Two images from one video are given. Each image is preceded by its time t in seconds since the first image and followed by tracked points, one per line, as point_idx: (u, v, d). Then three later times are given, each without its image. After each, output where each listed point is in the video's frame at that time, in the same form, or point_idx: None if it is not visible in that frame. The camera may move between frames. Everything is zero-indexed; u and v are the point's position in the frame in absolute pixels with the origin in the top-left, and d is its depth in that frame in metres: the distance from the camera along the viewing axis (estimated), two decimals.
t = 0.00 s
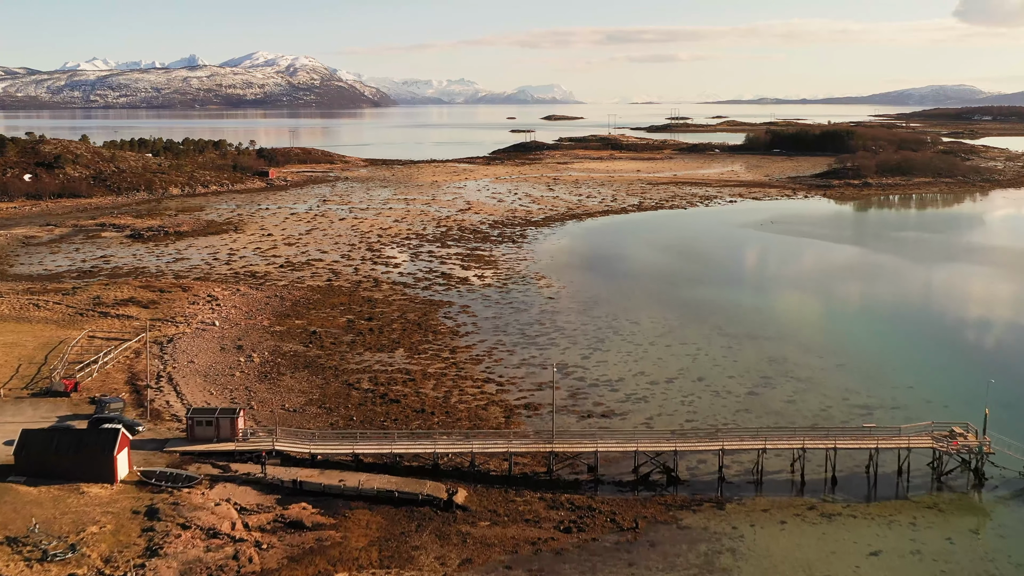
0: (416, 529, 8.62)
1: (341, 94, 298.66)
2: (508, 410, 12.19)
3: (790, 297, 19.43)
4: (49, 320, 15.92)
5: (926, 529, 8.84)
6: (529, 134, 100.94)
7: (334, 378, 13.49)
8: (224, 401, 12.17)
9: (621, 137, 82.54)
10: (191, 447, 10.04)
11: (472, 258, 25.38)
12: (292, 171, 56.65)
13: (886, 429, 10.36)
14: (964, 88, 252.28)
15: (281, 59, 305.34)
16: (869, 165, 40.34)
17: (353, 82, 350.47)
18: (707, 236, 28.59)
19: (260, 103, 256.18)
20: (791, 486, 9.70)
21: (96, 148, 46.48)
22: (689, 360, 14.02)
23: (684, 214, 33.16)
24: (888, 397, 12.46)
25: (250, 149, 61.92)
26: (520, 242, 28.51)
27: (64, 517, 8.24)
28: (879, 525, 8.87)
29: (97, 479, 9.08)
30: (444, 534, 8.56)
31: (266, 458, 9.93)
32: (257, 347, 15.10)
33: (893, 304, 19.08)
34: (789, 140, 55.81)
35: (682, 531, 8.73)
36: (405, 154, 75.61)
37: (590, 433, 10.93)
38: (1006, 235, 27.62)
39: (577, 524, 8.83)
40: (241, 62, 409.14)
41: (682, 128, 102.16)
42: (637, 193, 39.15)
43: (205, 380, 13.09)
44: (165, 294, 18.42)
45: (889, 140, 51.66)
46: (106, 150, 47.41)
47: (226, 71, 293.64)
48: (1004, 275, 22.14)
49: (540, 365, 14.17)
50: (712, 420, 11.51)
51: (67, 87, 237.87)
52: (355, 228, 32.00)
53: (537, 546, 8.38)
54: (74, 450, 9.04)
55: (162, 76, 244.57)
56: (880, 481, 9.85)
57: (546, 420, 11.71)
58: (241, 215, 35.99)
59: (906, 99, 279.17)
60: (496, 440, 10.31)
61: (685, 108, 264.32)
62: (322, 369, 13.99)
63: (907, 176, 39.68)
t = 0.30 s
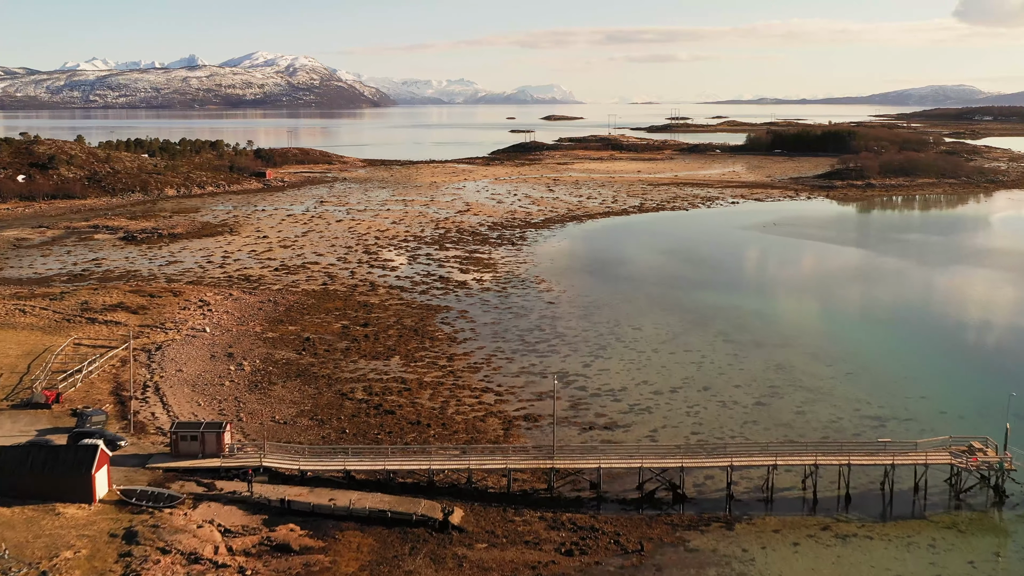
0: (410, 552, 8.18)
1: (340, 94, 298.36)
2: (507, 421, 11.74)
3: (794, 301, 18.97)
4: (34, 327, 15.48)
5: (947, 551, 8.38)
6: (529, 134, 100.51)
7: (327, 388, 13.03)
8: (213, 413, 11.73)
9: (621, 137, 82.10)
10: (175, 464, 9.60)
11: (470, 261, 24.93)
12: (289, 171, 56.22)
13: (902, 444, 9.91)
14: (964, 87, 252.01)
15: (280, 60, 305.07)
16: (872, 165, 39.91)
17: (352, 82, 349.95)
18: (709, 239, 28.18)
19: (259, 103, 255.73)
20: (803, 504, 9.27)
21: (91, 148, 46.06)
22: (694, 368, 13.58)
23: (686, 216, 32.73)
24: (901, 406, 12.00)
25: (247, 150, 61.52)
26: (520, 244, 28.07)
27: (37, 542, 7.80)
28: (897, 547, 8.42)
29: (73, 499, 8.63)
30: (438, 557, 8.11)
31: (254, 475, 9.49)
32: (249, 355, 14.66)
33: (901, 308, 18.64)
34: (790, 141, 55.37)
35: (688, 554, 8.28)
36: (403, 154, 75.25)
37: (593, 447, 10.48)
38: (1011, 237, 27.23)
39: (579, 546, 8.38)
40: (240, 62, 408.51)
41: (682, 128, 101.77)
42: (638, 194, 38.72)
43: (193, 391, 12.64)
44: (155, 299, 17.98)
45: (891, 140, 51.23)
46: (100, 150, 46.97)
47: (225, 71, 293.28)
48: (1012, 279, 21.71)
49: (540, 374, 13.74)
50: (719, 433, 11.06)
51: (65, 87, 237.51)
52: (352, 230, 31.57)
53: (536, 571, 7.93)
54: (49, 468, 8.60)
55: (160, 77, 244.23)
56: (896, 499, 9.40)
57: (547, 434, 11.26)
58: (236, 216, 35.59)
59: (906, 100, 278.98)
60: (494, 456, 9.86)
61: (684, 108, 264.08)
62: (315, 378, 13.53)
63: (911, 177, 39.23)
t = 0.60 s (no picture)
0: None
1: (340, 94, 298.00)
2: (505, 433, 11.29)
3: (800, 305, 18.47)
4: (18, 334, 15.05)
5: None
6: (529, 134, 100.10)
7: (319, 398, 12.59)
8: (199, 426, 11.29)
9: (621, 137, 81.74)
10: (157, 481, 9.17)
11: (469, 264, 24.47)
12: (287, 172, 55.77)
13: (918, 459, 9.45)
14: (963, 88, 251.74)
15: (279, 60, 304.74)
16: (875, 166, 39.41)
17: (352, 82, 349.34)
18: (711, 241, 27.74)
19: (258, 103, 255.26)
20: (816, 523, 8.82)
21: (85, 149, 45.62)
22: (699, 377, 13.11)
23: (688, 217, 32.29)
24: (914, 415, 11.54)
25: (245, 150, 61.09)
26: (519, 247, 27.62)
27: (7, 569, 7.38)
28: (916, 572, 7.95)
29: (48, 520, 8.19)
30: None
31: (240, 494, 9.05)
32: (239, 363, 14.23)
33: (909, 311, 18.13)
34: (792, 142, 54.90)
35: None
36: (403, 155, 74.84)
37: (594, 464, 10.02)
38: (1016, 237, 26.84)
39: (581, 571, 7.93)
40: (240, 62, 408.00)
41: (683, 129, 101.32)
42: (639, 195, 38.31)
43: (180, 402, 12.19)
44: (144, 305, 17.56)
45: (893, 140, 50.75)
46: (96, 151, 46.53)
47: (225, 71, 293.11)
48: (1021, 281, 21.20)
49: (540, 383, 13.29)
50: (727, 446, 10.60)
51: (65, 87, 237.20)
52: (349, 232, 31.15)
53: None
54: (24, 487, 8.17)
55: (159, 76, 243.93)
56: (913, 518, 8.95)
57: (547, 448, 10.80)
58: (232, 218, 35.16)
59: (906, 100, 278.49)
60: (492, 473, 9.41)
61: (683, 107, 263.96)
62: (307, 388, 13.09)
63: (915, 178, 38.75)
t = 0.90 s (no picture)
0: None
1: (338, 95, 297.47)
2: (502, 446, 10.87)
3: (803, 309, 18.03)
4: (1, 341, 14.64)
5: None
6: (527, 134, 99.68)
7: (310, 410, 12.21)
8: (184, 440, 10.89)
9: (620, 138, 81.27)
10: (136, 501, 8.73)
11: (466, 267, 24.05)
12: (283, 173, 55.32)
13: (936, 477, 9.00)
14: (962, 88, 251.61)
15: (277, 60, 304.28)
16: (876, 167, 38.85)
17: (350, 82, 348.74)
18: (712, 243, 27.33)
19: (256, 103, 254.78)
20: (829, 545, 8.36)
21: (78, 150, 45.15)
22: (703, 386, 12.66)
23: (688, 219, 31.93)
24: (929, 424, 11.07)
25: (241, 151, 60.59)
26: (517, 250, 27.16)
27: None
28: None
29: (19, 544, 7.75)
30: None
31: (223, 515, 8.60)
32: (227, 373, 13.86)
33: (915, 314, 17.69)
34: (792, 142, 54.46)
35: None
36: (401, 155, 74.44)
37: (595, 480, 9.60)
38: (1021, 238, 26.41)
39: None
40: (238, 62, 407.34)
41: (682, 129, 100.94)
42: (638, 196, 37.89)
43: (165, 414, 11.80)
44: (132, 312, 17.18)
45: (894, 141, 50.30)
46: (89, 152, 46.04)
47: (222, 71, 292.53)
48: None
49: (538, 392, 12.87)
50: (733, 460, 10.16)
51: (62, 88, 236.61)
52: (345, 234, 30.73)
53: None
54: None
55: (156, 76, 243.36)
56: (931, 539, 8.51)
57: (545, 462, 10.37)
58: (226, 220, 34.71)
59: (905, 100, 278.27)
60: (487, 491, 8.97)
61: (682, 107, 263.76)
62: (298, 399, 12.68)
63: (917, 179, 38.28)
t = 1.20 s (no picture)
0: None
1: (335, 95, 296.96)
2: (497, 460, 10.46)
3: (808, 314, 17.50)
4: None
5: None
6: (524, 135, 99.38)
7: (298, 423, 11.88)
8: (165, 455, 10.50)
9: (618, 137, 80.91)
10: (111, 523, 8.29)
11: (462, 270, 23.67)
12: (278, 173, 54.86)
13: (953, 496, 8.56)
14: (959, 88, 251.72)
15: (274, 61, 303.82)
16: (876, 168, 38.38)
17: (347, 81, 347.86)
18: (711, 245, 26.98)
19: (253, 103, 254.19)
20: (841, 568, 7.94)
21: (70, 150, 44.64)
22: (706, 396, 12.19)
23: (686, 220, 31.58)
24: (947, 433, 10.58)
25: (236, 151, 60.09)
26: (514, 253, 26.74)
27: None
28: None
29: None
30: None
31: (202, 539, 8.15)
32: (214, 382, 13.53)
33: (921, 318, 17.18)
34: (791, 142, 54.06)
35: None
36: (398, 155, 74.04)
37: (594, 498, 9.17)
38: None
39: None
40: (235, 63, 406.36)
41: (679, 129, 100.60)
42: (636, 197, 37.51)
43: (147, 426, 11.43)
44: (117, 318, 16.82)
45: (894, 142, 49.86)
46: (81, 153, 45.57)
47: (219, 71, 291.95)
48: None
49: (535, 403, 12.51)
50: (738, 475, 9.72)
51: (58, 88, 235.89)
52: (339, 236, 30.36)
53: None
54: None
55: (153, 76, 242.68)
56: (949, 562, 8.06)
57: (542, 478, 9.97)
58: (219, 222, 34.22)
59: (902, 100, 278.25)
60: (481, 512, 8.55)
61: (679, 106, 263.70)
62: (286, 410, 12.43)
63: (918, 180, 37.79)
